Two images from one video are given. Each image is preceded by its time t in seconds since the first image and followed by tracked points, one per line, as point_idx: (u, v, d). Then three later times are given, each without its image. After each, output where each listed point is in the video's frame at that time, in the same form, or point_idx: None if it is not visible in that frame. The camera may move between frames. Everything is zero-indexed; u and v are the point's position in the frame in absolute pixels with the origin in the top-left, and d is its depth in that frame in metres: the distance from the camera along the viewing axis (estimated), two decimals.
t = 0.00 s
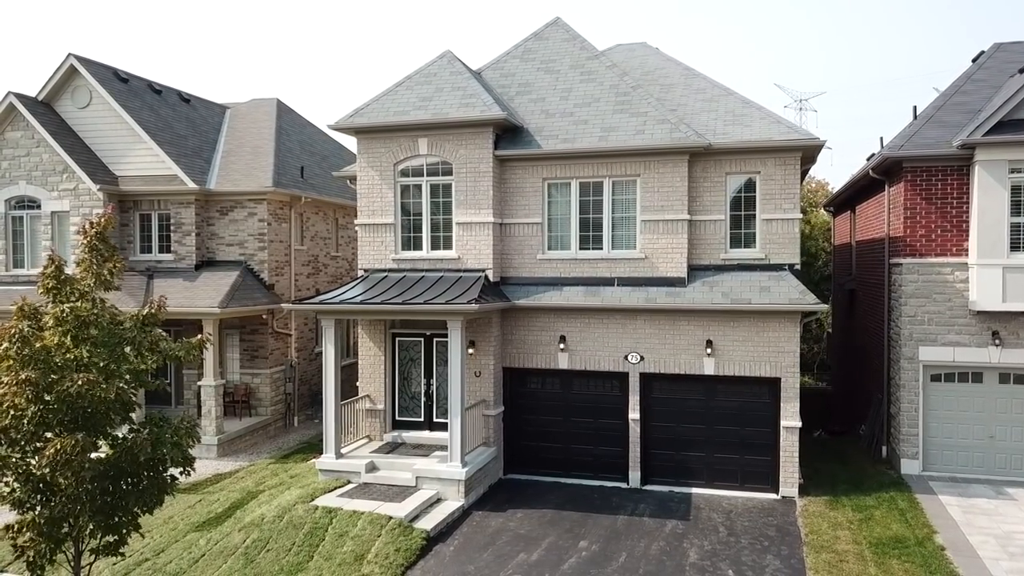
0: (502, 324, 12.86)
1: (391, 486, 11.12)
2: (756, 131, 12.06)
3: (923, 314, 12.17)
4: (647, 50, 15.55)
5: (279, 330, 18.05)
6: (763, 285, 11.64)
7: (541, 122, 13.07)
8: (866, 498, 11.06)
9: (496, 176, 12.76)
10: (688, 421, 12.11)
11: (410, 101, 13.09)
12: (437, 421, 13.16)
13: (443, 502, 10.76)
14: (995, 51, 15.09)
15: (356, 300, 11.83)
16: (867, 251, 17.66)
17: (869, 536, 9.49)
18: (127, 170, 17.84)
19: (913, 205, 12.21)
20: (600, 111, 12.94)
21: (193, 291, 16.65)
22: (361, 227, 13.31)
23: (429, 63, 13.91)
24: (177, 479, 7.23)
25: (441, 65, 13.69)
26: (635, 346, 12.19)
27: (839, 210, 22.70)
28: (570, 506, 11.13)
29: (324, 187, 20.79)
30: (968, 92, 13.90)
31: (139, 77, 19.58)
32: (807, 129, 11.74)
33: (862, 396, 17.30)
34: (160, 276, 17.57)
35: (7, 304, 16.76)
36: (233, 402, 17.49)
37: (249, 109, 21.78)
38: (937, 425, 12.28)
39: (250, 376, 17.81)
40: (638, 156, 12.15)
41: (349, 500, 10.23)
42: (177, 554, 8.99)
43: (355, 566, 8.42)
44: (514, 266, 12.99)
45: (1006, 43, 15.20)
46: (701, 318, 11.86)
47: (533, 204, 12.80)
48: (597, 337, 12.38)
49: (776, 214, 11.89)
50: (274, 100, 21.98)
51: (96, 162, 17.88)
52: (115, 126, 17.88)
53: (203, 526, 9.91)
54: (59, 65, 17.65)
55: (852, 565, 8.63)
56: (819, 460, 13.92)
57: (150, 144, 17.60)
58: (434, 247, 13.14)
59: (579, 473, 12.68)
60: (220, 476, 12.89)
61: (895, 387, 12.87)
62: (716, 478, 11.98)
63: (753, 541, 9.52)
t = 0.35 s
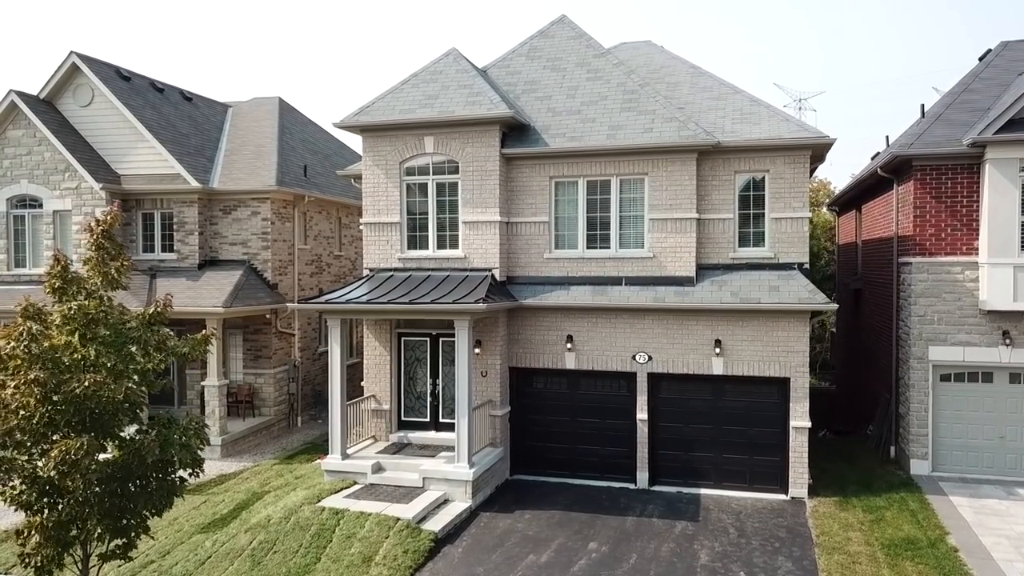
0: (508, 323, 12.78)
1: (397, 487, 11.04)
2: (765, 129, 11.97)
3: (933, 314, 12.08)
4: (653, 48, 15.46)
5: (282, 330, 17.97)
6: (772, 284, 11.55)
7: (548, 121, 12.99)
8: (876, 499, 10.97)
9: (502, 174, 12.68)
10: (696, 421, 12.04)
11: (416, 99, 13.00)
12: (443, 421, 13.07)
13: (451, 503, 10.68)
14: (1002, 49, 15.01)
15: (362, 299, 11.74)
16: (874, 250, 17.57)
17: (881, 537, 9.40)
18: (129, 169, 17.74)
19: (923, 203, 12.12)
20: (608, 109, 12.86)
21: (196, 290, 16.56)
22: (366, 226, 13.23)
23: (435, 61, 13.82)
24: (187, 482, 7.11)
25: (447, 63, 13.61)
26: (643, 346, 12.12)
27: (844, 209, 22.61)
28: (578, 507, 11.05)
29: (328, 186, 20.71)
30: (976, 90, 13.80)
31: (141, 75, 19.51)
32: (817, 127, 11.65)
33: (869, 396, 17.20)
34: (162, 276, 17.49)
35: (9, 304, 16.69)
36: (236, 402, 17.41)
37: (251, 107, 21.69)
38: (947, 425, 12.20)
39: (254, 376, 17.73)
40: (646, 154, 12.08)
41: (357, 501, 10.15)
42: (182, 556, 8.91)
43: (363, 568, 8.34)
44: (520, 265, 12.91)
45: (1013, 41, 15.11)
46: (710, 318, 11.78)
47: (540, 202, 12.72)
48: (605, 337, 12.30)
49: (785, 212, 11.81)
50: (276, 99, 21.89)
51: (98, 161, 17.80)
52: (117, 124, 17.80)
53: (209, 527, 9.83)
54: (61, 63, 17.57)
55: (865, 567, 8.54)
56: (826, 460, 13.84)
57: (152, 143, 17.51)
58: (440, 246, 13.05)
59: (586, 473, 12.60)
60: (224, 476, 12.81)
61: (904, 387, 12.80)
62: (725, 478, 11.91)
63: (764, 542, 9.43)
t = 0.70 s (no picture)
0: (512, 324, 12.68)
1: (402, 489, 10.93)
2: (771, 127, 11.90)
3: (939, 313, 12.03)
4: (656, 47, 15.39)
5: (282, 330, 17.84)
6: (779, 284, 11.48)
7: (551, 120, 12.88)
8: (883, 499, 10.91)
9: (506, 173, 12.58)
10: (702, 421, 11.96)
11: (419, 97, 12.88)
12: (446, 422, 12.96)
13: (456, 505, 10.56)
14: (1004, 48, 14.97)
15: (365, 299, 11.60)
16: (876, 250, 17.53)
17: (891, 538, 9.33)
18: (127, 168, 17.57)
19: (929, 202, 12.06)
20: (612, 108, 12.78)
21: (195, 290, 16.41)
22: (369, 226, 13.12)
23: (437, 59, 13.70)
24: (195, 486, 7.06)
25: (449, 61, 13.50)
26: (648, 346, 12.04)
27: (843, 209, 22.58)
28: (584, 508, 10.95)
29: (327, 185, 20.58)
30: (980, 89, 13.75)
31: (139, 73, 19.34)
32: (823, 125, 11.59)
33: (871, 395, 17.18)
34: (161, 276, 17.33)
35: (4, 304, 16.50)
36: (236, 403, 17.25)
37: (250, 106, 21.55)
38: (953, 425, 12.15)
39: (253, 377, 17.59)
40: (651, 153, 12.00)
41: (360, 504, 10.02)
42: (186, 560, 8.79)
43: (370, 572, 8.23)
44: (524, 265, 12.81)
45: (1016, 41, 15.07)
46: (716, 318, 11.71)
47: (544, 201, 12.63)
48: (610, 336, 12.23)
49: (791, 212, 11.74)
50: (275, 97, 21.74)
51: (95, 159, 17.62)
52: (115, 123, 17.62)
53: (211, 530, 9.70)
54: (58, 61, 17.39)
55: (876, 568, 8.46)
56: (831, 460, 13.78)
57: (150, 142, 17.35)
58: (443, 245, 12.94)
59: (591, 474, 12.51)
60: (224, 478, 12.68)
61: (909, 387, 12.74)
62: (731, 479, 11.83)
63: (773, 544, 9.35)
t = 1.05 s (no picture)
0: (511, 324, 12.58)
1: (401, 491, 10.79)
2: (771, 127, 11.85)
3: (938, 313, 12.03)
4: (653, 45, 15.32)
5: (276, 330, 17.65)
6: (779, 284, 11.43)
7: (550, 118, 12.78)
8: (884, 500, 10.89)
9: (505, 172, 12.47)
10: (702, 422, 11.90)
11: (416, 95, 12.73)
12: (444, 423, 12.83)
13: (456, 507, 10.43)
14: (999, 48, 15.00)
15: (363, 299, 11.46)
16: (872, 249, 17.54)
17: (893, 538, 9.28)
18: (119, 166, 17.32)
19: (928, 202, 12.05)
20: (611, 107, 12.69)
21: (188, 290, 16.18)
22: (365, 225, 12.97)
23: (434, 56, 13.57)
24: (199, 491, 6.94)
25: (446, 59, 13.36)
26: (648, 346, 11.97)
27: (837, 209, 22.63)
28: (585, 510, 10.86)
29: (320, 184, 20.40)
30: (977, 89, 13.75)
31: (129, 71, 19.09)
32: (824, 124, 11.55)
33: (867, 395, 17.22)
34: (153, 275, 17.09)
35: None
36: (229, 404, 17.03)
37: (242, 104, 21.33)
38: (952, 425, 12.15)
39: (247, 378, 17.38)
40: (651, 152, 11.93)
41: (359, 506, 9.88)
42: (183, 564, 8.62)
43: None
44: (523, 264, 12.71)
45: (1010, 41, 15.10)
46: (716, 318, 11.65)
47: (543, 201, 12.53)
48: (610, 336, 12.14)
49: (792, 211, 11.70)
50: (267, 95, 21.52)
51: (86, 158, 17.35)
52: (107, 121, 17.38)
53: (207, 534, 9.53)
54: (47, 57, 17.12)
55: (881, 569, 8.41)
56: (829, 460, 13.77)
57: (142, 140, 17.12)
58: (441, 245, 12.82)
59: (590, 475, 12.42)
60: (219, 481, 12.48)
61: (908, 386, 12.74)
62: (731, 480, 11.78)
63: (776, 545, 9.28)
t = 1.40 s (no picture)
0: (507, 324, 12.46)
1: (397, 494, 10.61)
2: (770, 126, 11.80)
3: (935, 313, 12.03)
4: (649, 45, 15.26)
5: (267, 331, 17.42)
6: (778, 284, 11.38)
7: (547, 117, 12.66)
8: (883, 500, 10.86)
9: (502, 171, 12.35)
10: (700, 423, 11.83)
11: (412, 93, 12.57)
12: (441, 425, 12.70)
13: (453, 510, 10.28)
14: (991, 49, 15.04)
15: (359, 300, 11.30)
16: (865, 249, 17.58)
17: (894, 540, 9.21)
18: (107, 165, 17.03)
19: (925, 202, 12.06)
20: (609, 106, 12.59)
21: (178, 291, 15.92)
22: (360, 225, 12.80)
23: (430, 54, 13.42)
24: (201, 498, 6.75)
25: (442, 57, 13.22)
26: (647, 347, 11.90)
27: (828, 209, 22.70)
28: (584, 513, 10.75)
29: (312, 184, 20.18)
30: (972, 89, 13.77)
31: (117, 68, 18.78)
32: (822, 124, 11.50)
33: (861, 395, 17.27)
34: (142, 276, 16.81)
35: None
36: (220, 406, 16.80)
37: (232, 101, 21.05)
38: (949, 425, 12.16)
39: (238, 379, 17.14)
40: (650, 152, 11.84)
41: (356, 510, 9.71)
42: (177, 570, 8.43)
43: None
44: (520, 264, 12.59)
45: (1003, 42, 15.15)
46: (715, 318, 11.58)
47: (540, 200, 12.42)
48: (609, 336, 12.05)
49: (791, 211, 11.66)
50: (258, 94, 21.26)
51: (73, 156, 17.05)
52: (95, 119, 17.08)
53: (201, 539, 9.33)
54: (33, 54, 16.80)
55: (883, 571, 8.34)
56: (825, 460, 13.75)
57: (131, 138, 16.84)
58: (437, 245, 12.68)
59: (588, 477, 12.32)
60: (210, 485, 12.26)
61: (905, 386, 12.74)
62: (729, 481, 11.72)
63: (778, 547, 9.20)
